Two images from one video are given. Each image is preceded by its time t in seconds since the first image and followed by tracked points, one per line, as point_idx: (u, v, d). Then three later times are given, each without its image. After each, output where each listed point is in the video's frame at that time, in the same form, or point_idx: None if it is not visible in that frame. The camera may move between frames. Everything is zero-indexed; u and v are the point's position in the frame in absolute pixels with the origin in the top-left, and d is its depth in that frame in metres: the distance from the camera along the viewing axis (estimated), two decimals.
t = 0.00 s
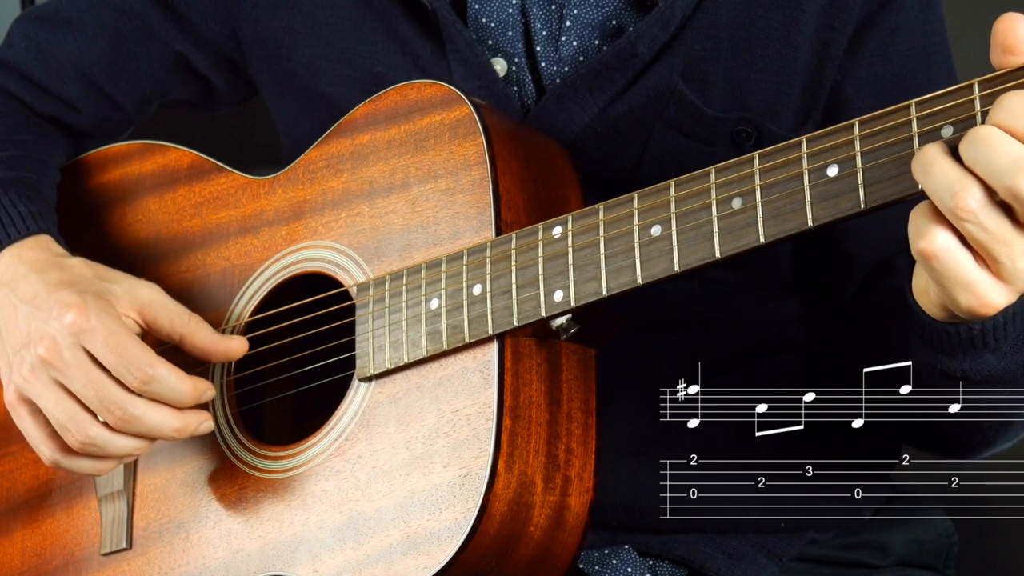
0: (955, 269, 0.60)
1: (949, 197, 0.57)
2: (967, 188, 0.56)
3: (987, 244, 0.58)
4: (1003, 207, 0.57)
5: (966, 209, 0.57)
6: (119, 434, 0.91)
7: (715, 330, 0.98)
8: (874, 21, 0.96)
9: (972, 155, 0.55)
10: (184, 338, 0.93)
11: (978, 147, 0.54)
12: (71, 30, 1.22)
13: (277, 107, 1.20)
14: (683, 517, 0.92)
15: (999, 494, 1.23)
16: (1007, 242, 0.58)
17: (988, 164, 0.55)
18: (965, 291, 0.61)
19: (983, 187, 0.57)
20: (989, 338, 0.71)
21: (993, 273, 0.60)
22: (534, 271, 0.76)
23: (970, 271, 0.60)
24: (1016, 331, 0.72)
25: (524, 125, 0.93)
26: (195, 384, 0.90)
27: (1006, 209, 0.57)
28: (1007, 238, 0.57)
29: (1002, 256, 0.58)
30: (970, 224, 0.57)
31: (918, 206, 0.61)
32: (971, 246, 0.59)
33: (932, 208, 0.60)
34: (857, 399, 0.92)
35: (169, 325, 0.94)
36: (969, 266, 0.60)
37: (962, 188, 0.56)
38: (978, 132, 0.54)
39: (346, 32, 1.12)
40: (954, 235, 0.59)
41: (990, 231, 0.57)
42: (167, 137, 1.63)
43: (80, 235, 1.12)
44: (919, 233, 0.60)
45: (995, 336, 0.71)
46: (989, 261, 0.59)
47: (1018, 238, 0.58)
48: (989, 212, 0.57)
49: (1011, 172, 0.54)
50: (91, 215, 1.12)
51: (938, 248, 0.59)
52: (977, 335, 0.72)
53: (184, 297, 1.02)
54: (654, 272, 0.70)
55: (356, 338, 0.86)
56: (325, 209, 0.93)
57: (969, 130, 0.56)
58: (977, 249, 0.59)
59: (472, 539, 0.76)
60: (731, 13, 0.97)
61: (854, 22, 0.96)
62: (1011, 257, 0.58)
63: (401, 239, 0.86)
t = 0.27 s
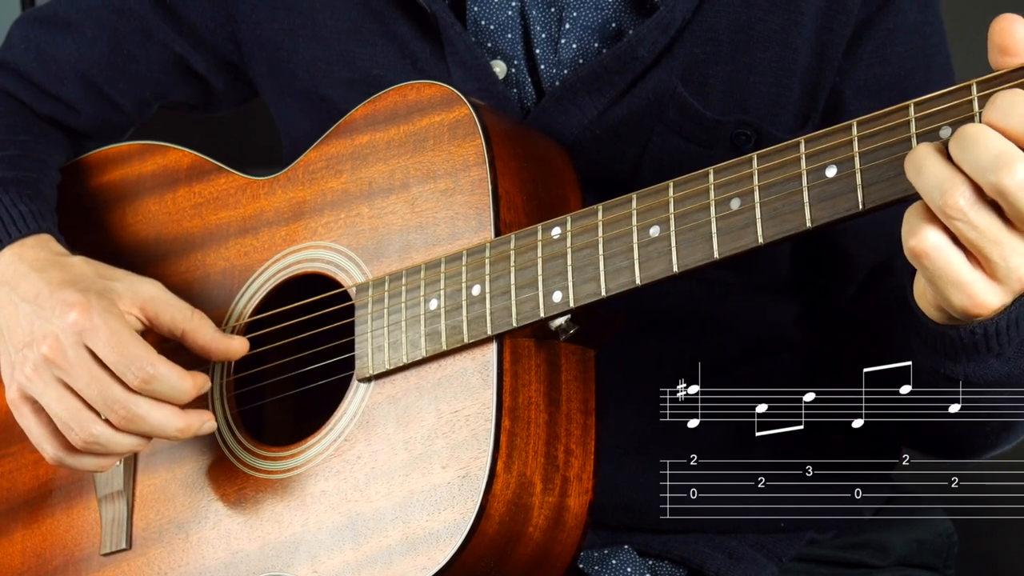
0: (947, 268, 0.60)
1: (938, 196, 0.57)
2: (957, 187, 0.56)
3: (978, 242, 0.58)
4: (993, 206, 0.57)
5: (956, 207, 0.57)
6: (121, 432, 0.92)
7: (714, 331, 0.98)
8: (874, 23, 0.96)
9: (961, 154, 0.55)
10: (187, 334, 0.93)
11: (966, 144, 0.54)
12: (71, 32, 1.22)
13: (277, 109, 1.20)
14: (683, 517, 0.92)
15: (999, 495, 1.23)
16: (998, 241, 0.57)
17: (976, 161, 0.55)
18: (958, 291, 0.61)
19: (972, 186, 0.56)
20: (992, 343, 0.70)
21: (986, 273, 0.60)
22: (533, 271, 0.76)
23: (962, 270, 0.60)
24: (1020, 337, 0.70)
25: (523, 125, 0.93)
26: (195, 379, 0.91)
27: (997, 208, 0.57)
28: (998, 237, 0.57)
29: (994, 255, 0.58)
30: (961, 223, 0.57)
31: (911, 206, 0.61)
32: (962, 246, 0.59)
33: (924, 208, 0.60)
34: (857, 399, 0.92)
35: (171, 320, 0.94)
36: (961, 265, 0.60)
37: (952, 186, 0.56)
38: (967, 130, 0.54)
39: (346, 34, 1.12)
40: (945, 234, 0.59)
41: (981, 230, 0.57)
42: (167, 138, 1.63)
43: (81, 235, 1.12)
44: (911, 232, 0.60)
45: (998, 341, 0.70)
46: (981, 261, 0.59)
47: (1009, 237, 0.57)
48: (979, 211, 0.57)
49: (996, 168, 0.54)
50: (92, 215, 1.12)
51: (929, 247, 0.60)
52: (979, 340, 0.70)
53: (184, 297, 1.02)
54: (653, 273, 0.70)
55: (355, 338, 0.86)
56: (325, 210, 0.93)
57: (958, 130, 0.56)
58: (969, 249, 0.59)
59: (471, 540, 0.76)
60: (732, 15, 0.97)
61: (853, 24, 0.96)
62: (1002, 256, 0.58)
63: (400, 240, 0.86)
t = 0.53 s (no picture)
0: (946, 268, 0.60)
1: (938, 197, 0.57)
2: (957, 187, 0.56)
3: (978, 244, 0.58)
4: (993, 207, 0.57)
5: (955, 208, 0.57)
6: (119, 436, 0.92)
7: (714, 332, 0.98)
8: (874, 24, 0.96)
9: (960, 155, 0.55)
10: (182, 336, 0.93)
11: (966, 145, 0.54)
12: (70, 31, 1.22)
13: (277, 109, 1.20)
14: (683, 517, 0.92)
15: (999, 495, 1.23)
16: (998, 243, 0.57)
17: (976, 162, 0.54)
18: (957, 291, 0.61)
19: (972, 187, 0.56)
20: (992, 344, 0.70)
21: (986, 274, 0.60)
22: (533, 272, 0.76)
23: (962, 271, 0.60)
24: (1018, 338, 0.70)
25: (523, 125, 0.93)
26: (190, 382, 0.91)
27: (997, 209, 0.57)
28: (998, 238, 0.57)
29: (993, 256, 0.58)
30: (960, 224, 0.57)
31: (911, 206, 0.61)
32: (962, 246, 0.59)
33: (924, 208, 0.60)
34: (857, 399, 0.92)
35: (166, 321, 0.94)
36: (961, 266, 0.60)
37: (951, 187, 0.56)
38: (967, 131, 0.54)
39: (346, 34, 1.12)
40: (945, 234, 0.59)
41: (980, 231, 0.57)
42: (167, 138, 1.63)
43: (80, 234, 1.12)
44: (910, 233, 0.60)
45: (997, 342, 0.70)
46: (981, 262, 0.59)
47: (1009, 239, 0.57)
48: (979, 211, 0.57)
49: (996, 168, 0.54)
50: (91, 215, 1.12)
51: (929, 247, 0.60)
52: (978, 341, 0.70)
53: (183, 297, 1.02)
54: (653, 273, 0.70)
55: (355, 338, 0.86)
56: (325, 210, 0.93)
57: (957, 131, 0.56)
58: (968, 249, 0.59)
59: (471, 540, 0.76)
60: (732, 17, 0.97)
61: (853, 25, 0.96)
62: (1002, 257, 0.58)
63: (400, 240, 0.86)
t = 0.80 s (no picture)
0: (945, 268, 0.60)
1: (936, 197, 0.56)
2: (955, 187, 0.56)
3: (977, 244, 0.58)
4: (991, 207, 0.57)
5: (954, 208, 0.57)
6: (120, 439, 0.92)
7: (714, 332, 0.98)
8: (873, 25, 0.96)
9: (959, 155, 0.55)
10: (182, 343, 0.93)
11: (965, 146, 0.54)
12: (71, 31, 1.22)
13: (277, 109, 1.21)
14: (683, 517, 0.92)
15: (999, 496, 1.23)
16: (997, 243, 0.57)
17: (973, 162, 0.54)
18: (957, 292, 0.61)
19: (969, 186, 0.56)
20: (990, 343, 0.70)
21: (985, 274, 0.60)
22: (533, 272, 0.76)
23: (961, 271, 0.60)
24: (1017, 337, 0.70)
25: (523, 126, 0.93)
26: (190, 385, 0.91)
27: (995, 209, 0.57)
28: (997, 238, 0.57)
29: (992, 256, 0.58)
30: (958, 223, 0.57)
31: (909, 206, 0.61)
32: (960, 246, 0.59)
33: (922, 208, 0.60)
34: (857, 399, 0.91)
35: (167, 328, 0.93)
36: (960, 267, 0.60)
37: (949, 187, 0.56)
38: (966, 132, 0.54)
39: (346, 34, 1.12)
40: (943, 234, 0.59)
41: (979, 231, 0.57)
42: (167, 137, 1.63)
43: (80, 234, 1.12)
44: (909, 233, 0.60)
45: (996, 341, 0.70)
46: (980, 262, 0.59)
47: (1008, 239, 0.57)
48: (977, 211, 0.57)
49: (994, 169, 0.54)
50: (92, 215, 1.12)
51: (928, 247, 0.59)
52: (977, 340, 0.70)
53: (184, 297, 1.02)
54: (652, 274, 0.70)
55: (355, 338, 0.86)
56: (325, 210, 0.93)
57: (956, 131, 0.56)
58: (967, 249, 0.59)
59: (470, 541, 0.76)
60: (732, 18, 0.97)
61: (852, 26, 0.96)
62: (1000, 257, 0.58)
63: (400, 240, 0.86)
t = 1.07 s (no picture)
0: (930, 266, 0.60)
1: (919, 196, 0.56)
2: (939, 187, 0.56)
3: (963, 242, 0.57)
4: (976, 206, 0.57)
5: (938, 206, 0.56)
6: (114, 443, 0.94)
7: (711, 333, 0.98)
8: (868, 23, 0.95)
9: (940, 155, 0.55)
10: (179, 353, 0.95)
11: (945, 145, 0.54)
12: (69, 35, 1.22)
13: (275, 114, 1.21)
14: (682, 518, 0.92)
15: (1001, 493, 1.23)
16: (983, 241, 0.57)
17: (954, 161, 0.54)
18: (942, 289, 0.61)
19: (954, 186, 0.56)
20: (974, 337, 0.69)
21: (971, 272, 0.60)
22: (526, 278, 0.76)
23: (947, 270, 0.60)
24: (1002, 331, 0.69)
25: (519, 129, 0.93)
26: (190, 396, 0.90)
27: (980, 208, 0.57)
28: (983, 236, 0.57)
29: (978, 253, 0.58)
30: (943, 222, 0.57)
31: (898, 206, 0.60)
32: (945, 244, 0.59)
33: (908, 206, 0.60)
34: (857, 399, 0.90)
35: (166, 342, 0.95)
36: (945, 265, 0.59)
37: (932, 186, 0.56)
38: (946, 133, 0.55)
39: (343, 37, 1.12)
40: (928, 232, 0.59)
41: (964, 228, 0.57)
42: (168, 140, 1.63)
43: (81, 241, 1.13)
44: (895, 227, 0.60)
45: (979, 335, 0.69)
46: (966, 260, 0.59)
47: (994, 237, 0.57)
48: (961, 209, 0.56)
49: (974, 167, 0.54)
50: (92, 222, 1.13)
51: (911, 243, 0.59)
52: (961, 332, 0.69)
53: (183, 304, 1.02)
54: (644, 279, 0.70)
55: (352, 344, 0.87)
56: (322, 216, 0.93)
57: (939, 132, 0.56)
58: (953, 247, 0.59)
59: (466, 546, 0.76)
60: (726, 17, 0.97)
61: (847, 24, 0.96)
62: (986, 255, 0.58)
63: (396, 247, 0.87)
